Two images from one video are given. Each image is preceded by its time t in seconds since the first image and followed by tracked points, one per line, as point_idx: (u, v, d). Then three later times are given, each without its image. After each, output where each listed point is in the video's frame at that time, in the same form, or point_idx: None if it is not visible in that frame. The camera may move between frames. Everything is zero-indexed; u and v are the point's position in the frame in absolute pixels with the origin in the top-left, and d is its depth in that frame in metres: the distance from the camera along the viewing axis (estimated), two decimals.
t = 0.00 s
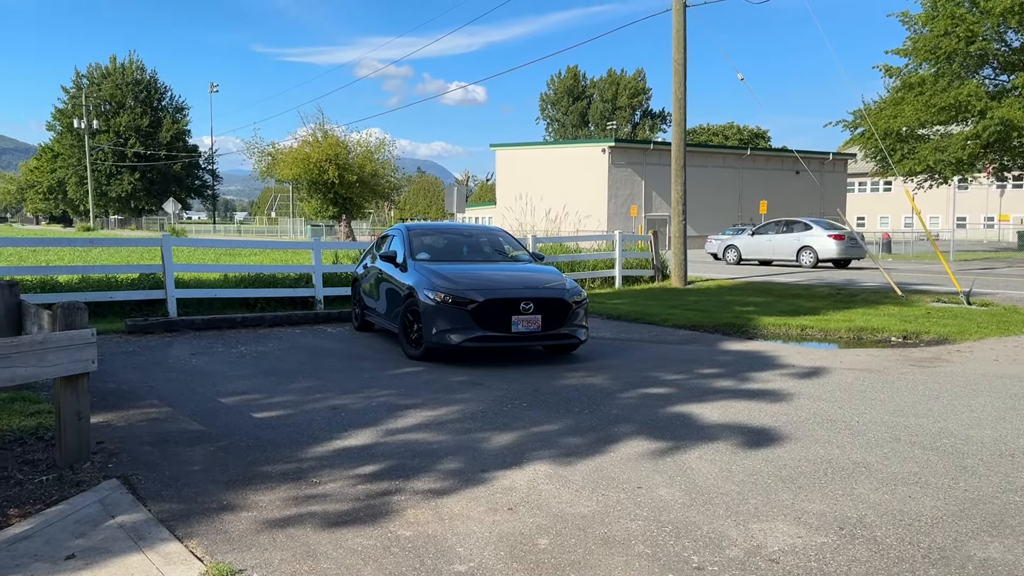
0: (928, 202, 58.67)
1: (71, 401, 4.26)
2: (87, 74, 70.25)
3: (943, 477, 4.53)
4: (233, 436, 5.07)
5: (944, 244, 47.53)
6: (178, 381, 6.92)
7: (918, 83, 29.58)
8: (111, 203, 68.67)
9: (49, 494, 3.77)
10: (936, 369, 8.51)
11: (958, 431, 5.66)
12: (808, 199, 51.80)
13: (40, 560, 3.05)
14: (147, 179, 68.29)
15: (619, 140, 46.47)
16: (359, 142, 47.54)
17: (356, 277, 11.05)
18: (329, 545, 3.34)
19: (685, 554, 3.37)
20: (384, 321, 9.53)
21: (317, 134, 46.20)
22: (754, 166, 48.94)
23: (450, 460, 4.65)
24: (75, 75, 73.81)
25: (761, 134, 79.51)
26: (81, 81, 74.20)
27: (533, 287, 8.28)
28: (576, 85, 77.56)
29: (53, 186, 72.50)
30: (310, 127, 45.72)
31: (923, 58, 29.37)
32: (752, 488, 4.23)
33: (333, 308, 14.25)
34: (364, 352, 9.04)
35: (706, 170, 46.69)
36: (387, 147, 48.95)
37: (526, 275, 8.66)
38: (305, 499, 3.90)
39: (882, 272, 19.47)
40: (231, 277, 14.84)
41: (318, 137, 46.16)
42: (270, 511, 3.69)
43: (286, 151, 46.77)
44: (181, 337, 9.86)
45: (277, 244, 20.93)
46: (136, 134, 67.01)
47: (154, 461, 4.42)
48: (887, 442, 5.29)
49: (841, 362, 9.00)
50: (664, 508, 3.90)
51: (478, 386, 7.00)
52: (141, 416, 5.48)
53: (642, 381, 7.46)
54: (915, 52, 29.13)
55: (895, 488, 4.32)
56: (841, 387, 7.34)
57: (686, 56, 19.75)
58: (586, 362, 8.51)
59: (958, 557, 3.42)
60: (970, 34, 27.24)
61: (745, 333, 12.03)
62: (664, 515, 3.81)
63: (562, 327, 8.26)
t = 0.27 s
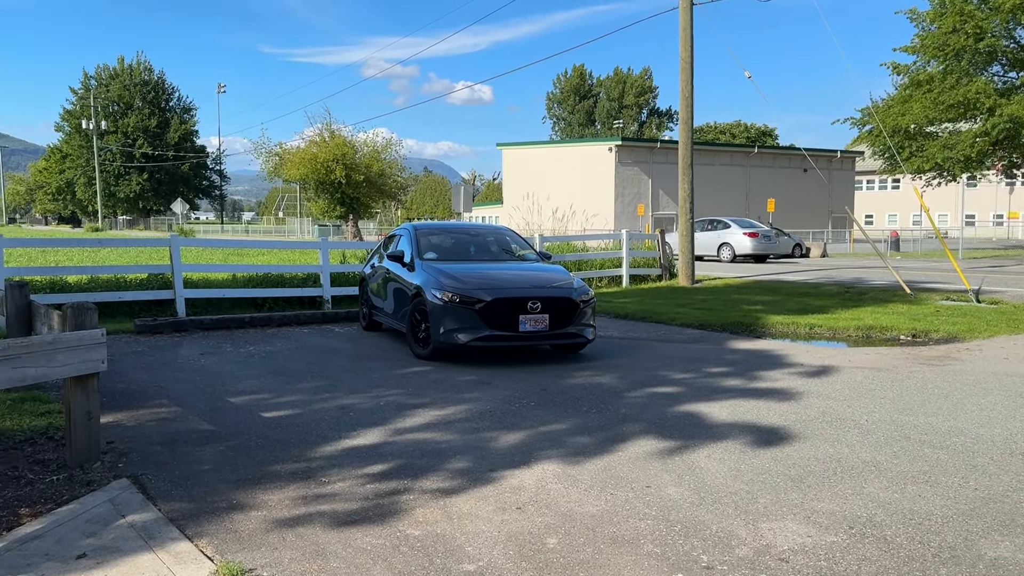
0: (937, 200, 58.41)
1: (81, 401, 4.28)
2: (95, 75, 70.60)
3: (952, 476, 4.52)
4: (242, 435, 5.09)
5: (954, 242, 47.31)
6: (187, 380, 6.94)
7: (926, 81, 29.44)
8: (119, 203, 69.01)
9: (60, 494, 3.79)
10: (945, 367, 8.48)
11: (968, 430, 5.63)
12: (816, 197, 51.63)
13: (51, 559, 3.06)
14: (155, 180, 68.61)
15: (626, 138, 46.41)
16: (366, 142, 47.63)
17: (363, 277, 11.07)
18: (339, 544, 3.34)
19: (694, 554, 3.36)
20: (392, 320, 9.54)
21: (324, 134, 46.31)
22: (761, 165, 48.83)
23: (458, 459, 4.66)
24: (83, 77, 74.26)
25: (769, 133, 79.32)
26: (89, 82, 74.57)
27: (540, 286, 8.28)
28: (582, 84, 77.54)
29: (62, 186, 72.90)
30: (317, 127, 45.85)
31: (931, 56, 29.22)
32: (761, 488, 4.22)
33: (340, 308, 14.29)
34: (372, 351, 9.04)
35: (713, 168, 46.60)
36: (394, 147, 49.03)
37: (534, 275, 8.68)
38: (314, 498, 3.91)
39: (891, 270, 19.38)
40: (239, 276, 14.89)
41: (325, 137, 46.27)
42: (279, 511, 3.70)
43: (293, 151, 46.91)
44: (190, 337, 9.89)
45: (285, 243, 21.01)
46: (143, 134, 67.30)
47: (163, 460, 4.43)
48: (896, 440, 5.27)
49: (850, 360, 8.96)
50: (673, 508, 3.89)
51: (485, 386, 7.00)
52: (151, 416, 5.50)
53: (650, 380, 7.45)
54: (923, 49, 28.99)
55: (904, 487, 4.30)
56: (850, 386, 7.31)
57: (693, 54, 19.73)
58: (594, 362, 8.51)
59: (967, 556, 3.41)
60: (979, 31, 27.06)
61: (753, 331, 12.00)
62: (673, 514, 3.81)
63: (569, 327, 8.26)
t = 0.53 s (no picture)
0: (947, 196, 58.05)
1: (92, 400, 4.31)
2: (104, 75, 70.97)
3: (964, 473, 4.49)
4: (252, 434, 5.11)
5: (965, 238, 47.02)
6: (197, 379, 6.97)
7: (937, 76, 29.23)
8: (129, 203, 69.36)
9: (72, 492, 3.82)
10: (956, 364, 8.43)
11: (980, 427, 5.59)
12: (825, 193, 51.41)
13: (63, 557, 3.08)
14: (165, 179, 68.92)
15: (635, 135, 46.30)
16: (374, 141, 47.70)
17: (372, 275, 11.08)
18: (348, 542, 3.35)
19: (704, 552, 3.35)
20: (401, 319, 9.55)
21: (332, 133, 46.41)
22: (770, 161, 48.65)
23: (468, 457, 4.66)
24: (93, 77, 74.67)
25: (778, 129, 79.01)
26: (99, 82, 74.96)
27: (549, 284, 8.27)
28: (590, 81, 77.41)
29: (72, 186, 73.32)
30: (325, 127, 45.95)
31: (942, 51, 28.99)
32: (771, 486, 4.21)
33: (349, 306, 14.32)
34: (380, 350, 9.06)
35: (723, 165, 46.45)
36: (402, 145, 49.08)
37: (542, 273, 8.67)
38: (324, 497, 3.92)
39: (901, 266, 19.28)
40: (249, 275, 14.95)
41: (334, 136, 46.37)
42: (290, 509, 3.72)
43: (302, 150, 47.03)
44: (200, 336, 9.93)
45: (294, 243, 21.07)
46: (153, 134, 67.64)
47: (174, 459, 4.46)
48: (907, 438, 5.25)
49: (860, 358, 8.92)
50: (682, 506, 3.88)
51: (494, 384, 7.00)
52: (161, 415, 5.52)
53: (659, 378, 7.43)
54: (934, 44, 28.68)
55: (916, 485, 4.28)
56: (861, 383, 7.27)
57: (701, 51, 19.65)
58: (603, 360, 8.50)
59: (979, 554, 3.39)
60: (990, 26, 26.82)
61: (763, 329, 11.96)
62: (683, 512, 3.80)
63: (578, 325, 8.25)
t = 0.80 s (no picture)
0: (959, 190, 57.65)
1: (100, 397, 4.34)
2: (115, 74, 71.32)
3: (976, 470, 4.45)
4: (261, 431, 5.12)
5: (977, 233, 46.68)
6: (206, 377, 7.00)
7: (948, 70, 28.97)
8: (140, 201, 69.70)
9: (81, 490, 3.83)
10: (967, 359, 8.36)
11: (991, 423, 5.55)
12: (836, 188, 51.15)
13: (71, 555, 3.09)
14: (176, 177, 69.24)
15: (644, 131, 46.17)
16: (383, 138, 47.75)
17: (380, 273, 11.09)
18: (355, 540, 3.35)
19: (712, 549, 3.33)
20: (409, 316, 9.55)
21: (341, 131, 46.51)
22: (780, 156, 48.43)
23: (475, 454, 4.66)
24: (104, 76, 75.07)
25: (788, 124, 78.66)
26: (110, 81, 75.33)
27: (556, 281, 8.26)
28: (599, 77, 77.26)
29: (84, 185, 73.75)
30: (334, 124, 46.03)
31: (953, 44, 28.72)
32: (780, 483, 4.18)
33: (358, 304, 14.35)
34: (388, 347, 9.07)
35: (732, 160, 46.27)
36: (411, 142, 49.11)
37: (551, 269, 8.65)
38: (332, 494, 3.92)
39: (912, 261, 19.15)
40: (258, 273, 15.00)
41: (343, 133, 46.46)
42: (298, 506, 3.72)
43: (311, 148, 47.15)
44: (210, 334, 9.97)
45: (303, 241, 21.13)
46: (163, 132, 67.99)
47: (182, 456, 4.48)
48: (918, 434, 5.20)
49: (870, 353, 8.86)
50: (690, 503, 3.86)
51: (502, 381, 7.00)
52: (171, 412, 5.54)
53: (667, 374, 7.40)
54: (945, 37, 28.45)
55: (926, 482, 4.24)
56: (871, 379, 7.22)
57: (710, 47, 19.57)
58: (611, 356, 8.48)
59: (991, 552, 3.35)
60: (1002, 19, 26.53)
61: (773, 325, 11.91)
62: (691, 510, 3.77)
63: (585, 322, 8.24)
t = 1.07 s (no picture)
0: (971, 184, 57.22)
1: (104, 399, 4.34)
2: (124, 73, 71.61)
3: (985, 471, 4.39)
4: (265, 432, 5.11)
5: (988, 226, 46.32)
6: (212, 377, 7.00)
7: (960, 63, 28.71)
8: (150, 199, 70.02)
9: (84, 493, 3.83)
10: (978, 357, 8.28)
11: (1002, 422, 5.48)
12: (846, 183, 50.86)
13: (72, 560, 3.09)
14: (185, 175, 69.52)
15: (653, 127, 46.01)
16: (391, 135, 47.79)
17: (387, 271, 11.07)
18: (358, 543, 3.33)
19: (718, 554, 3.29)
20: (415, 314, 9.53)
21: (350, 128, 46.55)
22: (790, 151, 48.19)
23: (480, 456, 4.63)
24: (113, 74, 75.34)
25: (798, 118, 78.25)
26: (120, 79, 75.64)
27: (563, 279, 8.22)
28: (607, 72, 77.05)
29: (94, 183, 74.12)
30: (343, 122, 46.09)
31: (965, 37, 28.44)
32: (787, 485, 4.13)
33: (366, 302, 14.36)
34: (395, 346, 9.05)
35: (742, 155, 46.06)
36: (419, 139, 49.12)
37: (557, 267, 8.62)
38: (335, 496, 3.90)
39: (922, 256, 19.01)
40: (266, 272, 15.07)
41: (351, 131, 46.52)
42: (301, 508, 3.71)
43: (320, 145, 47.23)
44: (217, 333, 9.98)
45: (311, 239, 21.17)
46: (173, 130, 68.21)
47: (186, 458, 4.47)
48: (927, 434, 5.15)
49: (880, 351, 8.78)
50: (696, 506, 3.83)
51: (508, 380, 6.97)
52: (176, 413, 5.54)
53: (674, 373, 7.36)
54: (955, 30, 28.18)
55: (935, 483, 4.19)
56: (880, 377, 7.16)
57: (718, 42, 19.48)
58: (618, 354, 8.44)
59: (1001, 556, 3.30)
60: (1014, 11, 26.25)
61: (782, 322, 11.84)
62: (697, 512, 3.74)
63: (592, 320, 8.20)
